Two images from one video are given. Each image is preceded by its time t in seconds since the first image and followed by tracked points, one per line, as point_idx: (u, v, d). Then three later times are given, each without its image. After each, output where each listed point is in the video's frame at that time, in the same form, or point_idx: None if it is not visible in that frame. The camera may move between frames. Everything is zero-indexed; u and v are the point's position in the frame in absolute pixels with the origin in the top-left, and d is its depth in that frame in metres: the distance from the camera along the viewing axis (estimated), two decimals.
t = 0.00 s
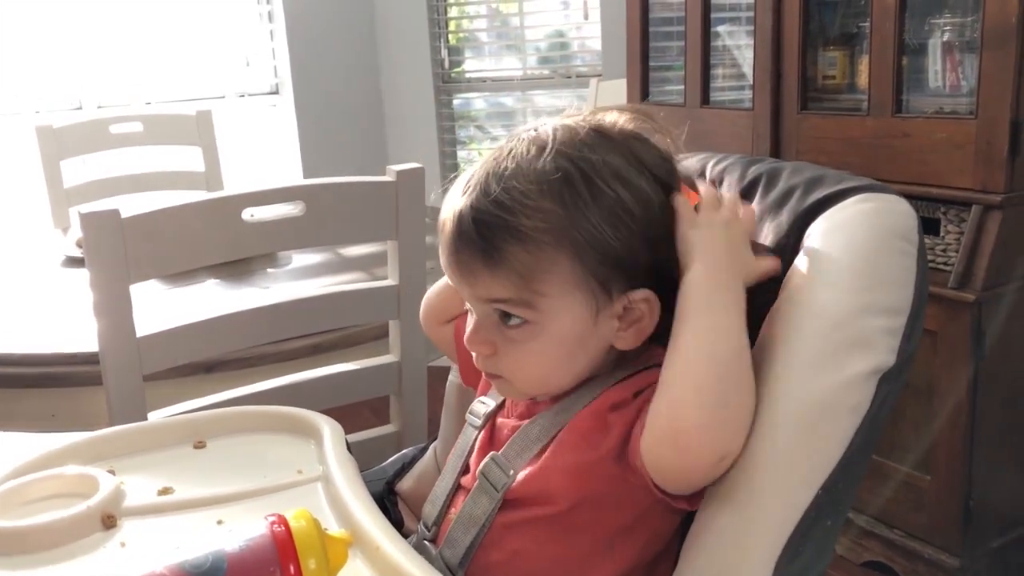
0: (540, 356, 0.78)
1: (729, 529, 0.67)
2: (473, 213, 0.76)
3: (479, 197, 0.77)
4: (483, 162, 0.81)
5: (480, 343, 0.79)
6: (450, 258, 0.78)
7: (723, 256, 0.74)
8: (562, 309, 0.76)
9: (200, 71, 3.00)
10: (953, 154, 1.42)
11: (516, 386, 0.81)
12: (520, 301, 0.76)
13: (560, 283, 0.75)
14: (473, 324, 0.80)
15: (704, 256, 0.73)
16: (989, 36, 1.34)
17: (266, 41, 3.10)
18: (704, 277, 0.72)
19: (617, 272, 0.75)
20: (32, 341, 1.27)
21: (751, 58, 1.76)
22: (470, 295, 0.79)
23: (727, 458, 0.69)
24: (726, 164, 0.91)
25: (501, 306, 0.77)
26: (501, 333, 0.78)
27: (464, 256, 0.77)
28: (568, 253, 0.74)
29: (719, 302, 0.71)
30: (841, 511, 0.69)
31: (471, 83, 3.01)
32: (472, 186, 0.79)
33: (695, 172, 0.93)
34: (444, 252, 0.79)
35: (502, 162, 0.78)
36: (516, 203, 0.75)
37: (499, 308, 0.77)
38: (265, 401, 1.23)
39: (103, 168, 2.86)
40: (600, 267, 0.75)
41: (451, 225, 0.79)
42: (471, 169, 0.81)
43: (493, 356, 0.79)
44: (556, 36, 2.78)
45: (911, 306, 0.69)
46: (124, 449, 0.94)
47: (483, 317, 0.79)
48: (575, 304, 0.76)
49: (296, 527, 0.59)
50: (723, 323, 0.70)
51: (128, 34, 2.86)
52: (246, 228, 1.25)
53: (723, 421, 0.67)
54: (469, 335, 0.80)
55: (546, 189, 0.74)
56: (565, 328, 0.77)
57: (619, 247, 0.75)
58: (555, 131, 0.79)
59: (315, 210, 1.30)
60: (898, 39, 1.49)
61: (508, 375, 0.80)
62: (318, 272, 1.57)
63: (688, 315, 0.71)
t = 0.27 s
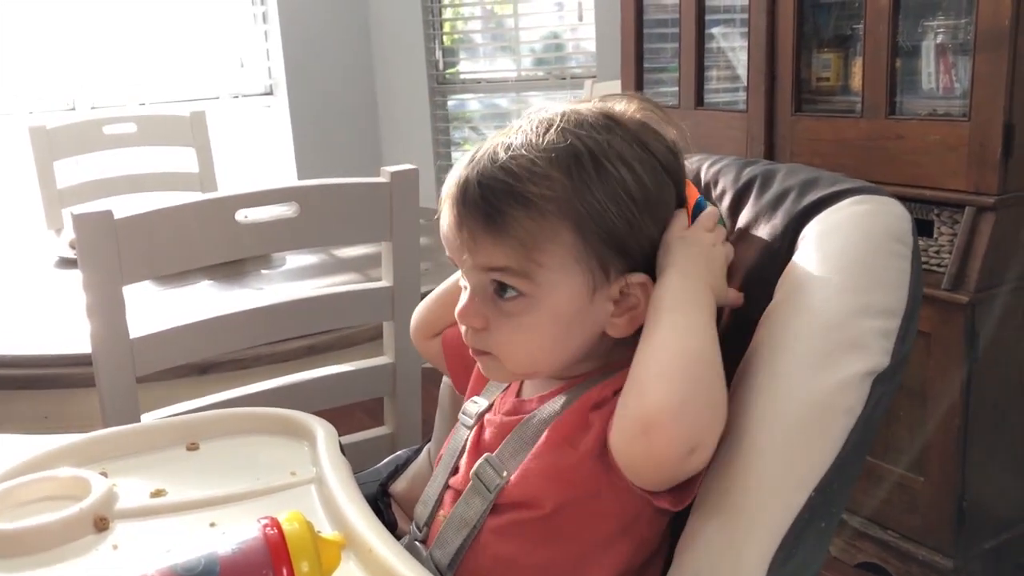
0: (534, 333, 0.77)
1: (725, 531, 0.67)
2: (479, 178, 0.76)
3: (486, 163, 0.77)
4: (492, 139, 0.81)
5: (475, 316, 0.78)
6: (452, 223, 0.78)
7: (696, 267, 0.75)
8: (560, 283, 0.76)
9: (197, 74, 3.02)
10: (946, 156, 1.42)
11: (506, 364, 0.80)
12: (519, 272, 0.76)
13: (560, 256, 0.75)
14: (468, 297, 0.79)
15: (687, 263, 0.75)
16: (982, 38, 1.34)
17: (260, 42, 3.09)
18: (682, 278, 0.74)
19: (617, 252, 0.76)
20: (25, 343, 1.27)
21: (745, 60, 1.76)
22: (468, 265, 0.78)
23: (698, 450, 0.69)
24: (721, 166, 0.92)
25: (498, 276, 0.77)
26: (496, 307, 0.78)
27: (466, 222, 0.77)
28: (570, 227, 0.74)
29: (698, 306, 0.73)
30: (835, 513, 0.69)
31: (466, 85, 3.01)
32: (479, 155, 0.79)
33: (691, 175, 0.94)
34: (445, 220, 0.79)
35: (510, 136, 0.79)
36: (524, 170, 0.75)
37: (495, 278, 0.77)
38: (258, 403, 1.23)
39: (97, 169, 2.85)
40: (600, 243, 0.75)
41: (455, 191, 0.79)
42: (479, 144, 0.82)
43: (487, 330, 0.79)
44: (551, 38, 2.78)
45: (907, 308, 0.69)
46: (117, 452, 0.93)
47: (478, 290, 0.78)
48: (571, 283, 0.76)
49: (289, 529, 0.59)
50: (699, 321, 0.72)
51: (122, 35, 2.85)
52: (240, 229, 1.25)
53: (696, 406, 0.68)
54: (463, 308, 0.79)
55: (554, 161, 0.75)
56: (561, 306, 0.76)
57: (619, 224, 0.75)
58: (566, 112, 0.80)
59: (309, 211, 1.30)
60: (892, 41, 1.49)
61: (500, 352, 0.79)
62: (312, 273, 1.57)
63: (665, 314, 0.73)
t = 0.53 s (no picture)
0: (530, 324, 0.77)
1: (719, 523, 0.68)
2: (488, 164, 0.76)
3: (495, 149, 0.77)
4: (499, 128, 0.81)
5: (471, 304, 0.77)
6: (456, 208, 0.78)
7: (622, 264, 0.69)
8: (561, 275, 0.76)
9: (192, 74, 3.01)
10: (941, 157, 1.42)
11: (498, 353, 0.79)
12: (523, 261, 0.76)
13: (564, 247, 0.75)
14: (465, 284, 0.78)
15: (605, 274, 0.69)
16: (977, 39, 1.35)
17: (256, 42, 3.09)
18: (602, 300, 0.69)
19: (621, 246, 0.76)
20: (20, 343, 1.26)
21: (740, 60, 1.77)
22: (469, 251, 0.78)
23: (677, 496, 0.69)
24: (715, 166, 0.93)
25: (499, 264, 0.76)
26: (494, 295, 0.77)
27: (471, 207, 0.76)
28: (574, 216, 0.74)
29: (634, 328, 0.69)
30: (831, 513, 0.69)
31: (462, 85, 3.01)
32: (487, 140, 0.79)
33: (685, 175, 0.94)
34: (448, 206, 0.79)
35: (520, 123, 0.79)
36: (534, 157, 0.75)
37: (496, 265, 0.77)
38: (254, 404, 1.23)
39: (92, 169, 2.84)
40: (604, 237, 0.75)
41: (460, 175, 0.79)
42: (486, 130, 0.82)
43: (483, 318, 0.78)
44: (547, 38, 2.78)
45: (902, 308, 0.71)
46: (112, 452, 0.93)
47: (476, 277, 0.78)
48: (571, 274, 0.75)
49: (285, 530, 0.59)
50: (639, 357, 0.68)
51: (117, 35, 2.85)
52: (236, 229, 1.25)
53: (670, 464, 0.68)
54: (459, 295, 0.78)
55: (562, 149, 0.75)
56: (560, 297, 0.76)
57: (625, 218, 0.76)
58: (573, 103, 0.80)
59: (305, 212, 1.30)
60: (887, 41, 1.50)
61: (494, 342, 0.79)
62: (308, 274, 1.56)
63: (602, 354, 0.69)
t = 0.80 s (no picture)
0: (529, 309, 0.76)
1: (716, 524, 0.68)
2: (497, 146, 0.77)
3: (505, 133, 0.78)
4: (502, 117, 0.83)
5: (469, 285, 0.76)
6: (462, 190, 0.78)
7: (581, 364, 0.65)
8: (564, 260, 0.76)
9: (190, 75, 3.01)
10: (938, 157, 1.43)
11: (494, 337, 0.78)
12: (527, 244, 0.76)
13: (569, 232, 0.75)
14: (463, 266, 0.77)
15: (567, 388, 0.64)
16: (975, 40, 1.35)
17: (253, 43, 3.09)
18: (571, 407, 0.65)
19: (625, 234, 0.77)
20: (16, 344, 1.26)
21: (738, 61, 1.77)
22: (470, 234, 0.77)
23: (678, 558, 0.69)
24: (713, 166, 0.93)
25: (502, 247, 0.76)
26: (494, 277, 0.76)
27: (476, 187, 0.77)
28: (583, 198, 0.75)
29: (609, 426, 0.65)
30: (827, 513, 0.70)
31: (460, 86, 3.01)
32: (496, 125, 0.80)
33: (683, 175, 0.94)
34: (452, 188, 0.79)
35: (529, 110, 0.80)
36: (544, 141, 0.76)
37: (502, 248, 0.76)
38: (251, 404, 1.22)
39: (89, 170, 2.84)
40: (610, 223, 0.76)
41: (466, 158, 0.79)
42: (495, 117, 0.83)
43: (479, 301, 0.77)
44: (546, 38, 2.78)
45: (899, 309, 0.71)
46: (108, 453, 0.93)
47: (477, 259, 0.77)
48: (577, 259, 0.76)
49: (281, 532, 0.59)
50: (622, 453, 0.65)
51: (114, 36, 2.84)
52: (233, 230, 1.24)
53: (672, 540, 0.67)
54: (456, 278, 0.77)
55: (572, 132, 0.76)
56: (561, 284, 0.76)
57: (631, 206, 0.76)
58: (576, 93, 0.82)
59: (302, 212, 1.29)
60: (884, 42, 1.50)
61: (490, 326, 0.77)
62: (305, 274, 1.56)
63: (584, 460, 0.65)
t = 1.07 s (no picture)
0: (595, 325, 0.78)
1: (719, 530, 0.69)
2: (573, 156, 0.75)
3: (577, 141, 0.76)
4: (540, 117, 0.81)
5: (539, 306, 0.76)
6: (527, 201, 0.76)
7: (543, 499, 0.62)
8: (634, 274, 0.77)
9: (188, 75, 3.01)
10: (936, 157, 1.43)
11: (557, 357, 0.79)
12: (604, 258, 0.76)
13: (643, 245, 0.77)
14: (529, 285, 0.77)
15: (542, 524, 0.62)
16: (973, 40, 1.35)
17: (252, 43, 3.09)
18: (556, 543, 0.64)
19: (681, 246, 0.79)
20: (13, 344, 1.26)
21: (737, 61, 1.77)
22: (542, 250, 0.76)
23: None
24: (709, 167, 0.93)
25: (578, 263, 0.76)
26: (564, 295, 0.77)
27: (554, 200, 0.75)
28: (656, 211, 0.76)
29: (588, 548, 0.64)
30: (826, 515, 0.70)
31: (458, 86, 3.01)
32: (557, 130, 0.78)
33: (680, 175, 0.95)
34: (516, 198, 0.77)
35: (586, 111, 0.79)
36: (622, 151, 0.76)
37: (571, 262, 0.76)
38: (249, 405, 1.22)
39: (87, 170, 2.83)
40: (674, 236, 0.78)
41: (528, 167, 0.77)
42: (542, 116, 0.81)
43: (546, 320, 0.77)
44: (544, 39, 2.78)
45: (896, 310, 0.71)
46: (107, 453, 0.93)
47: (547, 277, 0.77)
48: (641, 270, 0.77)
49: (279, 532, 0.59)
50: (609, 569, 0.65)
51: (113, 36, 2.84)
52: (232, 230, 1.24)
53: None
54: (523, 298, 0.77)
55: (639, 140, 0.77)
56: (627, 298, 0.78)
57: (691, 218, 0.79)
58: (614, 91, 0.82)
59: (301, 212, 1.29)
60: (883, 42, 1.50)
61: (554, 346, 0.78)
62: (303, 274, 1.56)
63: None
